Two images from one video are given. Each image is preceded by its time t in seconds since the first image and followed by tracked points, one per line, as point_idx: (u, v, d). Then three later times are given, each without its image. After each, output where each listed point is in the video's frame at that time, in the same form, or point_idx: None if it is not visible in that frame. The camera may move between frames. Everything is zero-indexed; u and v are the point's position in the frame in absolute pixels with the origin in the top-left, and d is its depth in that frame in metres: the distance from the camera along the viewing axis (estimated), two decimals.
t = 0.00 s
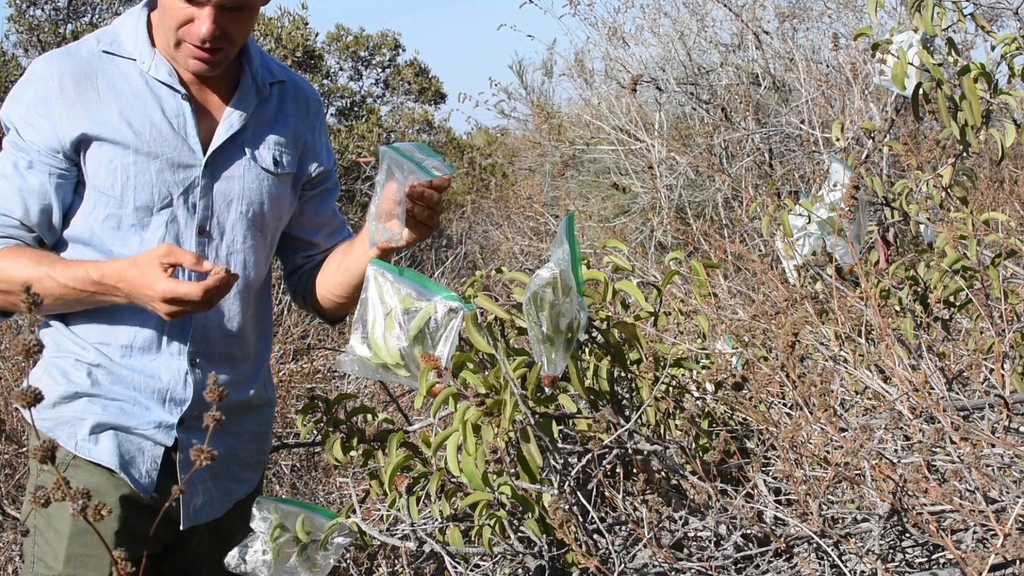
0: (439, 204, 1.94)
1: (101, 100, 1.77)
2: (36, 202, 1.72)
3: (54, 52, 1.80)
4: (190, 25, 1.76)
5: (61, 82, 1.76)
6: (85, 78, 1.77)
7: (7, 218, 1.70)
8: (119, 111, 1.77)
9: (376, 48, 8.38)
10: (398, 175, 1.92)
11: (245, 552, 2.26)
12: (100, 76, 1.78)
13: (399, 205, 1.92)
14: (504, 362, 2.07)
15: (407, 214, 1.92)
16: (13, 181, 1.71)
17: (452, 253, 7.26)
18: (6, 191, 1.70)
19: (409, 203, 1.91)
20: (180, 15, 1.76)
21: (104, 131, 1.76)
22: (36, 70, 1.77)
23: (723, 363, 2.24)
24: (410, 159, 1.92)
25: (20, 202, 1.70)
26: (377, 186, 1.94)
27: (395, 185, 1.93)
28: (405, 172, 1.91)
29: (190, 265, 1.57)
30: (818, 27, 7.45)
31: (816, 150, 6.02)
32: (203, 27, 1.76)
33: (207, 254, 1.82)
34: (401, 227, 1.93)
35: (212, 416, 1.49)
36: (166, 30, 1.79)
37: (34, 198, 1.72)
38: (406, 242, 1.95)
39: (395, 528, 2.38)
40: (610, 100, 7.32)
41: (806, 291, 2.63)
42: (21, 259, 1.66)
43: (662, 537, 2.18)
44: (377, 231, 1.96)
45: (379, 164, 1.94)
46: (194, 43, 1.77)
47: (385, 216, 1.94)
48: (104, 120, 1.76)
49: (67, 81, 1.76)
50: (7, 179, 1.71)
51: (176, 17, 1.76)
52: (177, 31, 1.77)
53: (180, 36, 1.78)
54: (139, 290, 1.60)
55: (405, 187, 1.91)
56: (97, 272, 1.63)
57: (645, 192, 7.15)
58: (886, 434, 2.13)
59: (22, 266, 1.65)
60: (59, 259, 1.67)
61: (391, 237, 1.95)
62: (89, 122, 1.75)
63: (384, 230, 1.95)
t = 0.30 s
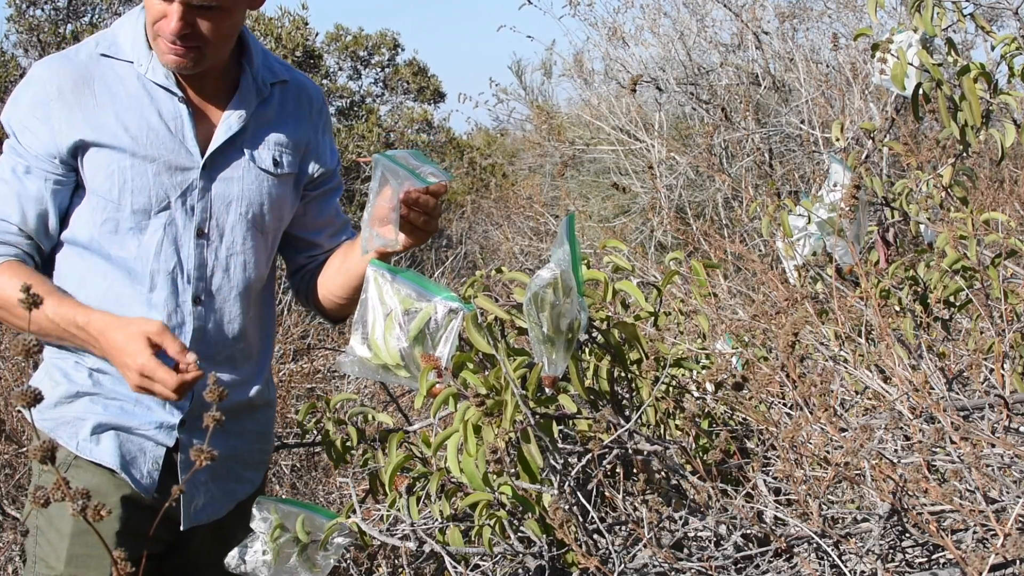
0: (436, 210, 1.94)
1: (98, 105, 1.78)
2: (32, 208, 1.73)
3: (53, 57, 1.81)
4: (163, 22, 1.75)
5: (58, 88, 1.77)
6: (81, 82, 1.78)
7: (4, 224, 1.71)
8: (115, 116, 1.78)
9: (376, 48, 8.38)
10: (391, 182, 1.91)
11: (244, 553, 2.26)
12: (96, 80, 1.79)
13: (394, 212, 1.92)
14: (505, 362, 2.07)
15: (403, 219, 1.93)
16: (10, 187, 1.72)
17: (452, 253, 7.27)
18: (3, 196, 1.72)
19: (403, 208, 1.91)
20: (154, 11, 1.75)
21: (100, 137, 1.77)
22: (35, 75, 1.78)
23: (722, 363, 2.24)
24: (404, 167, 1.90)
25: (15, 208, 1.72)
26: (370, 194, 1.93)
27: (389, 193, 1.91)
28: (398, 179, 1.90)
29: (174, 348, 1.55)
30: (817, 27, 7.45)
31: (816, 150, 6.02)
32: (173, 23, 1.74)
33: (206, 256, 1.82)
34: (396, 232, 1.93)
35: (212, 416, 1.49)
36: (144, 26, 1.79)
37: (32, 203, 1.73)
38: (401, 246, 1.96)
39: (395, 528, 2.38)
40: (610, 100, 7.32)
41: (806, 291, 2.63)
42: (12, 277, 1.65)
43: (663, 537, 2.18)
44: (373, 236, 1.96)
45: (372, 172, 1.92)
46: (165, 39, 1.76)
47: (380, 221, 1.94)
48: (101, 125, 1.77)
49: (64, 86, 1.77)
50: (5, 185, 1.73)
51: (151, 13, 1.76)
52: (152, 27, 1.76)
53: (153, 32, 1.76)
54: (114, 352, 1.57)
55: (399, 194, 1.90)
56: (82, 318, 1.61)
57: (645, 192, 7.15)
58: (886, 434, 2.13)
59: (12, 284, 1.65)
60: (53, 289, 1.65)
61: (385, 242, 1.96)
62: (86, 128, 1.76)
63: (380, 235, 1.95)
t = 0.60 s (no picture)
0: (434, 208, 1.89)
1: (97, 106, 1.78)
2: (30, 208, 1.73)
3: (53, 57, 1.81)
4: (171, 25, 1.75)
5: (57, 90, 1.77)
6: (81, 84, 1.78)
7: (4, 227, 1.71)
8: (115, 117, 1.78)
9: (375, 49, 8.38)
10: (389, 181, 1.91)
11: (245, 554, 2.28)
12: (95, 81, 1.79)
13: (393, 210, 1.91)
14: (505, 363, 2.07)
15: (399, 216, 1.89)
16: (9, 189, 1.73)
17: (453, 253, 7.27)
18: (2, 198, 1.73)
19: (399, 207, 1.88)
20: (160, 15, 1.75)
21: (99, 138, 1.77)
22: (34, 77, 1.79)
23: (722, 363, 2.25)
24: (400, 164, 1.90)
25: (13, 209, 1.72)
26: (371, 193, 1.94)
27: (388, 191, 1.92)
28: (396, 177, 1.89)
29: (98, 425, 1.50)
30: (817, 27, 7.45)
31: (816, 150, 6.02)
32: (179, 27, 1.74)
33: (206, 256, 1.81)
34: (393, 231, 1.93)
35: (212, 416, 1.49)
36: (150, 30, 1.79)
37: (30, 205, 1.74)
38: (398, 245, 1.94)
39: (395, 528, 2.38)
40: (610, 100, 7.33)
41: (806, 291, 2.64)
42: None
43: (663, 537, 2.18)
44: (372, 236, 1.97)
45: (370, 170, 1.93)
46: (171, 43, 1.75)
47: (380, 220, 1.94)
48: (100, 126, 1.77)
49: (64, 88, 1.78)
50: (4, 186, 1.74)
51: (157, 18, 1.75)
52: (158, 31, 1.76)
53: (159, 36, 1.76)
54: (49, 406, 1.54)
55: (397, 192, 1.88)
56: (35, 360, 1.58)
57: (645, 192, 7.15)
58: (886, 434, 2.13)
59: None
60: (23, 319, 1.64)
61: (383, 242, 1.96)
62: (86, 129, 1.77)
63: (380, 235, 1.95)
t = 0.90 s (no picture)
0: (435, 211, 1.88)
1: (98, 106, 1.78)
2: (25, 204, 1.74)
3: (54, 56, 1.81)
4: (185, 33, 1.75)
5: (58, 89, 1.78)
6: (82, 83, 1.79)
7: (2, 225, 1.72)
8: (115, 117, 1.78)
9: (375, 48, 8.38)
10: (390, 184, 1.90)
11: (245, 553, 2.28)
12: (97, 81, 1.80)
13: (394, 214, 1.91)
14: (505, 363, 2.07)
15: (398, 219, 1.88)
16: (9, 187, 1.74)
17: (453, 253, 7.27)
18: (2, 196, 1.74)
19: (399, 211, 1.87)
20: (174, 21, 1.75)
21: (99, 138, 1.77)
22: (36, 75, 1.79)
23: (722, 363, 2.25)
24: (400, 169, 1.90)
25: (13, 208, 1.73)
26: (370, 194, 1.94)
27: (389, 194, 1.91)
28: (397, 181, 1.89)
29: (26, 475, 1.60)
30: (818, 27, 7.45)
31: (816, 150, 6.02)
32: (196, 36, 1.74)
33: (207, 257, 1.81)
34: (393, 234, 1.93)
35: (210, 417, 1.49)
36: (163, 35, 1.79)
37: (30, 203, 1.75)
38: (397, 250, 1.93)
39: (395, 528, 2.38)
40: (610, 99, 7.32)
41: (806, 291, 2.64)
42: None
43: (663, 537, 2.18)
44: (372, 239, 1.96)
45: (372, 175, 1.93)
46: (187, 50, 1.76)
47: (380, 224, 1.93)
48: (100, 126, 1.78)
49: (64, 86, 1.78)
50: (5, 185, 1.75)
51: (172, 24, 1.75)
52: (173, 37, 1.76)
53: (174, 42, 1.77)
54: None
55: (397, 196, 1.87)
56: None
57: (645, 192, 7.15)
58: (886, 434, 2.13)
59: None
60: None
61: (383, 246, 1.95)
62: (86, 129, 1.77)
63: (379, 238, 1.94)
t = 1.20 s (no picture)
0: (441, 205, 1.88)
1: (99, 105, 1.78)
2: (29, 206, 1.75)
3: (55, 56, 1.81)
4: (212, 29, 1.76)
5: (59, 89, 1.78)
6: (83, 82, 1.79)
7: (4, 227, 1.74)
8: (116, 116, 1.78)
9: (375, 49, 8.38)
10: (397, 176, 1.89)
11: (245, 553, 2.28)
12: (99, 80, 1.80)
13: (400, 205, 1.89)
14: (504, 363, 2.07)
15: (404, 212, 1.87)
16: (11, 189, 1.75)
17: (453, 253, 7.27)
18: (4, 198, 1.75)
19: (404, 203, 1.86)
20: (198, 19, 1.75)
21: (100, 138, 1.77)
22: (37, 75, 1.80)
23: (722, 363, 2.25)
24: (410, 160, 1.88)
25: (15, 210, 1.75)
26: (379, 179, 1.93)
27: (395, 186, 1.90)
28: (404, 172, 1.88)
29: None
30: (818, 27, 7.45)
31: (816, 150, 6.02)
32: (226, 30, 1.75)
33: (210, 257, 1.81)
34: (401, 226, 1.90)
35: (210, 416, 1.48)
36: (183, 35, 1.78)
37: (31, 204, 1.75)
38: (405, 242, 1.92)
39: (395, 528, 2.38)
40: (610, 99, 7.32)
41: (805, 291, 2.64)
42: None
43: (663, 537, 2.18)
44: (381, 232, 1.94)
45: (382, 166, 1.92)
46: (216, 45, 1.77)
47: (387, 216, 1.92)
48: (101, 125, 1.78)
49: (65, 86, 1.78)
50: (7, 187, 1.75)
51: (197, 23, 1.76)
52: (200, 36, 1.77)
53: (201, 40, 1.77)
54: None
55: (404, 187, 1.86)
56: None
57: (645, 192, 7.15)
58: (886, 434, 2.13)
59: None
60: None
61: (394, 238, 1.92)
62: (87, 128, 1.77)
63: (387, 230, 1.93)
